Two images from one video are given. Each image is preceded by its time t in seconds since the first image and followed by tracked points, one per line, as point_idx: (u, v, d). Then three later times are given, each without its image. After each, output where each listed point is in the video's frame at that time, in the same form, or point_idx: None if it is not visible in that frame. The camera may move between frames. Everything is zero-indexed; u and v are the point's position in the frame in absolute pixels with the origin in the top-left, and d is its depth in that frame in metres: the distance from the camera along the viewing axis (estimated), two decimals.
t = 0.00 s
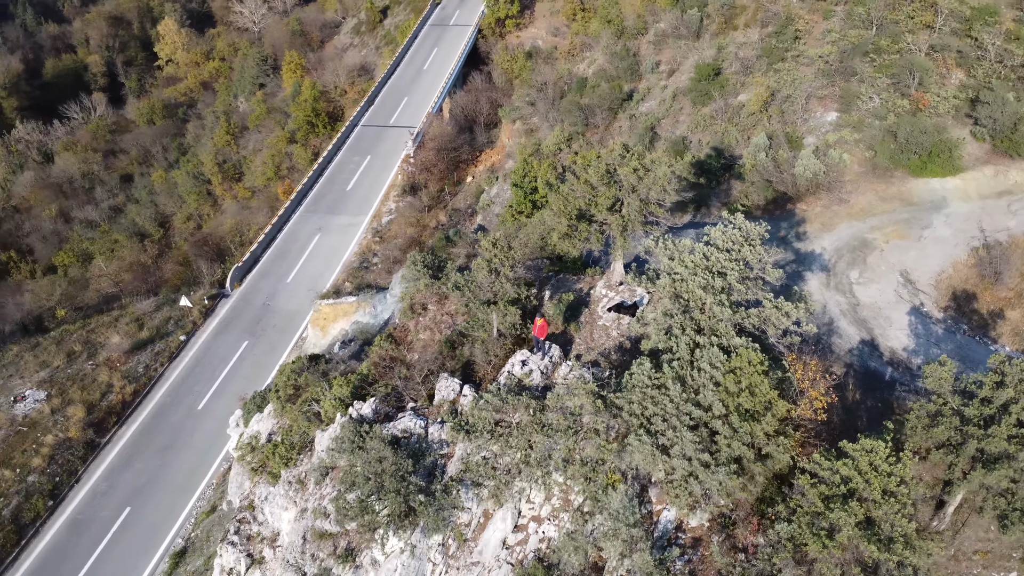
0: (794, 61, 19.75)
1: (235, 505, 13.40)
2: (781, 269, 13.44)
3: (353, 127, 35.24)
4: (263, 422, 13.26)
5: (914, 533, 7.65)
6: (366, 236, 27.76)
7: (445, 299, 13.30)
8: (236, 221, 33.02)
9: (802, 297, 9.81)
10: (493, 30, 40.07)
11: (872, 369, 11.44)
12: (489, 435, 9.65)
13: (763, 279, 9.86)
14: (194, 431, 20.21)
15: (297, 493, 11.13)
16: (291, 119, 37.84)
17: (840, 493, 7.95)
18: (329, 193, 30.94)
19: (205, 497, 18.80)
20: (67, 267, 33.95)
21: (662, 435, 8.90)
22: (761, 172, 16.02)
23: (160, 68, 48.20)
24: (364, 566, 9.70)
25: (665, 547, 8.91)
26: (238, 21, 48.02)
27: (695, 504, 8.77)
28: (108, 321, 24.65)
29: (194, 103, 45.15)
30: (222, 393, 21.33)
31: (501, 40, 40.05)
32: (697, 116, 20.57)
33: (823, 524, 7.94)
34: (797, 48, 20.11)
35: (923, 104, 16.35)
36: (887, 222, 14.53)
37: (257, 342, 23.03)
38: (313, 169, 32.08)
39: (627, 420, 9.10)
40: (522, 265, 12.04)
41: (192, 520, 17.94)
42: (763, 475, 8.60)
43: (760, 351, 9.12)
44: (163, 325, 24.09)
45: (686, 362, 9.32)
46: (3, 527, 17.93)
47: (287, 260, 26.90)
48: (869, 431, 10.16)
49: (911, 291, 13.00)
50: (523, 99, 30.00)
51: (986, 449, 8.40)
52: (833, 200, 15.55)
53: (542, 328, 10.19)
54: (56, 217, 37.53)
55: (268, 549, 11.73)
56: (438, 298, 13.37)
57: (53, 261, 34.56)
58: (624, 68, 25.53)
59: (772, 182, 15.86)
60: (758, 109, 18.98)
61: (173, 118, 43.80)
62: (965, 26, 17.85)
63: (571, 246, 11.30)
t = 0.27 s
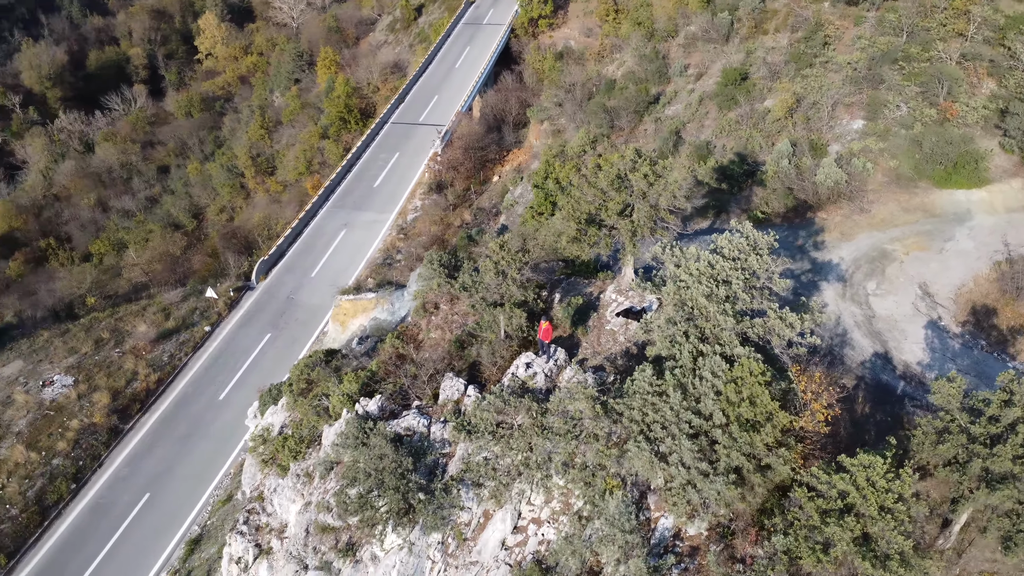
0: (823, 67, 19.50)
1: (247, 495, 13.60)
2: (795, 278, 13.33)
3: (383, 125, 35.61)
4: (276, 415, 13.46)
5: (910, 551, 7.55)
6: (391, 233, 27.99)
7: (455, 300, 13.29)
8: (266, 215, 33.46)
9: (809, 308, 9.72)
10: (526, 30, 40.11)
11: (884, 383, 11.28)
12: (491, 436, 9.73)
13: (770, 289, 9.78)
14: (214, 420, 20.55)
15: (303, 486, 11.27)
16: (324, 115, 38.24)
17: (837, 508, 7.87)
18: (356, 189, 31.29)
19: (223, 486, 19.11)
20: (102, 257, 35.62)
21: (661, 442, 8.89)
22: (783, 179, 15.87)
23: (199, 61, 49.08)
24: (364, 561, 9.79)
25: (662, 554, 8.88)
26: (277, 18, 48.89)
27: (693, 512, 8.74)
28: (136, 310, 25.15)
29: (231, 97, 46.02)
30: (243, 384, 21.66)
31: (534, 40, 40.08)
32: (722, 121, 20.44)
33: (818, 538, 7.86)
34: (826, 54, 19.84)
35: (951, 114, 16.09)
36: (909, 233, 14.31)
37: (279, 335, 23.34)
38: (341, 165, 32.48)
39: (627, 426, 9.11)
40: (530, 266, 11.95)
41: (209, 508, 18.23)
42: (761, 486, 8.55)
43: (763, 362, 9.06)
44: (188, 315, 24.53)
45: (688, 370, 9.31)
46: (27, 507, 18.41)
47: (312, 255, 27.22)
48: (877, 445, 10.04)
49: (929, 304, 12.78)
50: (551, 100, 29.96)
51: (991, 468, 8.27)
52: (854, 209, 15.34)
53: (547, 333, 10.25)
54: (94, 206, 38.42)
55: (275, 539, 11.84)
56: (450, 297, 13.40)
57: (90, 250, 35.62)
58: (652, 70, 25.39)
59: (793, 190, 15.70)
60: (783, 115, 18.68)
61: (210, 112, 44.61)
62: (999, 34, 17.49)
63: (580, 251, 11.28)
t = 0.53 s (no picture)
0: (852, 74, 19.22)
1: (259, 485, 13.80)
2: (810, 288, 13.20)
3: (413, 123, 35.97)
4: (289, 407, 13.68)
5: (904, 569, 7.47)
6: (415, 230, 28.19)
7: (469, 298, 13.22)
8: (295, 210, 33.89)
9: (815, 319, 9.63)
10: (559, 30, 40.13)
11: (895, 397, 11.13)
12: (492, 437, 9.80)
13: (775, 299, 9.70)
14: (234, 411, 20.88)
15: (308, 479, 11.42)
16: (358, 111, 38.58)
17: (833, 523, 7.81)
18: (384, 186, 31.59)
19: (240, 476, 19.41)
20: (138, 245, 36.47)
21: (659, 449, 8.89)
22: (805, 188, 15.74)
23: (238, 57, 50.32)
24: (364, 555, 9.93)
25: (657, 561, 8.88)
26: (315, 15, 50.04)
27: (690, 521, 8.72)
28: (164, 299, 25.63)
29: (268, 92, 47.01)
30: (264, 376, 21.98)
31: (567, 41, 40.10)
32: (748, 127, 20.29)
33: (812, 552, 7.82)
34: (856, 61, 19.54)
35: (979, 126, 15.79)
36: (931, 245, 14.07)
37: (301, 329, 23.64)
38: (370, 162, 32.86)
39: (626, 432, 9.12)
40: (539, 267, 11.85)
41: (226, 497, 18.55)
42: (759, 497, 8.52)
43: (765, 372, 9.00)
44: (214, 307, 24.96)
45: (690, 378, 9.28)
46: (52, 490, 18.90)
47: (337, 251, 27.51)
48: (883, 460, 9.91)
49: (947, 318, 12.56)
50: (580, 102, 29.88)
51: (994, 488, 8.15)
52: (876, 220, 15.13)
53: (551, 335, 10.26)
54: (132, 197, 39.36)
55: (283, 531, 11.99)
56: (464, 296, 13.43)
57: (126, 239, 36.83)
58: (681, 74, 25.21)
59: (815, 199, 15.59)
60: (809, 122, 18.51)
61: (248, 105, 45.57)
62: None
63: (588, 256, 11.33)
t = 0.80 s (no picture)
0: (881, 83, 18.99)
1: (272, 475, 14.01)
2: (824, 298, 13.06)
3: (443, 122, 36.33)
4: (301, 400, 13.88)
5: None
6: (441, 229, 28.34)
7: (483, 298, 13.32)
8: (324, 205, 34.30)
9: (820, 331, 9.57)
10: (594, 32, 40.10)
11: (905, 413, 10.98)
12: (494, 438, 9.98)
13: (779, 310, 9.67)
14: (255, 402, 21.23)
15: (313, 472, 11.58)
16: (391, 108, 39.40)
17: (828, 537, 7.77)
18: (411, 184, 31.88)
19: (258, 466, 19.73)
20: (172, 237, 37.80)
21: (658, 456, 8.87)
22: (826, 197, 15.52)
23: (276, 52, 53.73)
24: (365, 550, 10.07)
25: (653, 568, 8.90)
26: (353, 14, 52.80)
27: (688, 529, 8.69)
28: (192, 290, 26.13)
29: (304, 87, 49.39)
30: (285, 368, 22.31)
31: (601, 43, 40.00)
32: (774, 134, 20.13)
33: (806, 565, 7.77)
34: (887, 69, 19.31)
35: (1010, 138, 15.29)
36: (952, 259, 13.78)
37: (323, 323, 23.94)
38: (399, 160, 33.22)
39: (626, 438, 9.14)
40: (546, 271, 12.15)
41: (243, 486, 18.86)
42: (756, 509, 8.48)
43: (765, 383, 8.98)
44: (240, 299, 25.38)
45: (691, 387, 9.28)
46: (76, 473, 19.37)
47: (362, 247, 27.80)
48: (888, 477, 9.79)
49: (965, 334, 12.32)
50: (609, 104, 29.79)
51: (996, 508, 8.05)
52: (897, 231, 14.98)
53: (556, 338, 10.31)
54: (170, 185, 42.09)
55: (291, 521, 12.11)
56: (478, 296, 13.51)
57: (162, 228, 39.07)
58: (710, 79, 25.06)
59: (835, 208, 15.36)
60: (834, 130, 18.09)
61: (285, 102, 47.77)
62: None
63: (597, 260, 11.54)
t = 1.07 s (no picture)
0: (912, 93, 18.68)
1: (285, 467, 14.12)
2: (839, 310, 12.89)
3: (474, 121, 36.69)
4: (314, 394, 14.07)
5: None
6: (466, 228, 28.44)
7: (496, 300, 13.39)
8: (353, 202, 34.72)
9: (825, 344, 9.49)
10: (628, 34, 40.06)
11: (916, 428, 10.83)
12: (496, 439, 10.09)
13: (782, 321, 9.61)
14: (276, 394, 21.55)
15: (320, 467, 11.72)
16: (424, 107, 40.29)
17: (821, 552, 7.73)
18: (438, 183, 32.13)
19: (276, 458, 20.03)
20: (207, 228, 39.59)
21: (656, 464, 8.87)
22: (848, 207, 15.26)
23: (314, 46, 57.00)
24: (366, 544, 10.24)
25: None
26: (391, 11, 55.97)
27: (684, 537, 8.70)
28: (219, 282, 26.58)
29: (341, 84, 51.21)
30: (306, 362, 22.61)
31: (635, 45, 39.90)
32: (801, 141, 19.94)
33: None
34: (918, 79, 18.93)
35: None
36: (973, 274, 13.55)
37: (346, 319, 24.22)
38: (427, 158, 33.55)
39: (625, 445, 9.15)
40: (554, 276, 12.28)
41: (260, 477, 19.18)
42: (752, 521, 8.46)
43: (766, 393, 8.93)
44: (266, 292, 25.79)
45: (692, 394, 9.25)
46: (100, 457, 19.85)
47: (387, 244, 28.08)
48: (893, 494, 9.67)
49: (982, 351, 12.08)
50: (638, 108, 29.70)
51: (995, 530, 7.93)
52: (919, 243, 14.72)
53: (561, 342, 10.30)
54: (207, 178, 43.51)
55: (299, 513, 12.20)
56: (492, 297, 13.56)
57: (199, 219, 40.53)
58: (740, 84, 24.85)
59: (857, 218, 15.10)
60: (860, 139, 18.04)
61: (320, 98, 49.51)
62: None
63: (606, 264, 11.91)
